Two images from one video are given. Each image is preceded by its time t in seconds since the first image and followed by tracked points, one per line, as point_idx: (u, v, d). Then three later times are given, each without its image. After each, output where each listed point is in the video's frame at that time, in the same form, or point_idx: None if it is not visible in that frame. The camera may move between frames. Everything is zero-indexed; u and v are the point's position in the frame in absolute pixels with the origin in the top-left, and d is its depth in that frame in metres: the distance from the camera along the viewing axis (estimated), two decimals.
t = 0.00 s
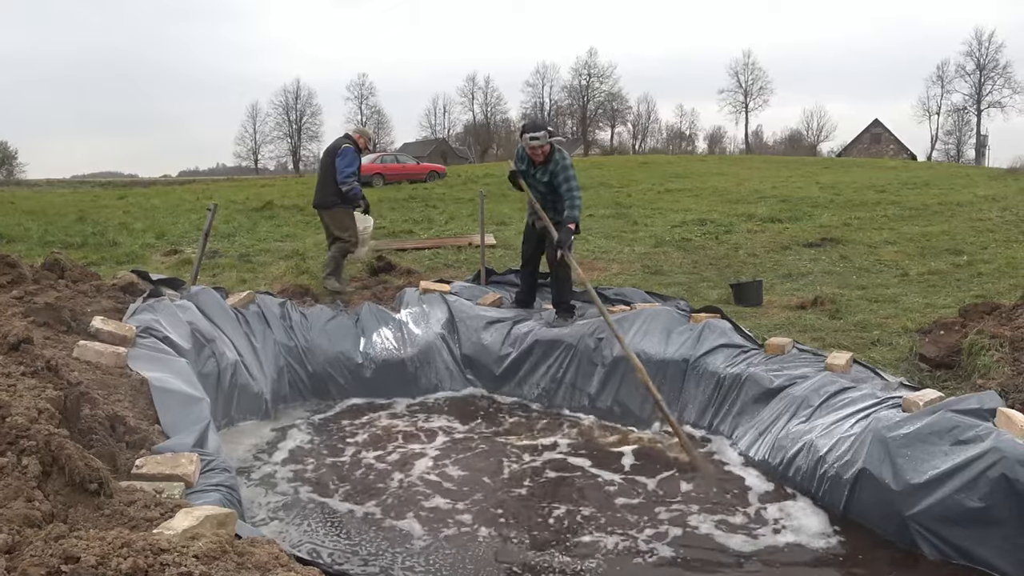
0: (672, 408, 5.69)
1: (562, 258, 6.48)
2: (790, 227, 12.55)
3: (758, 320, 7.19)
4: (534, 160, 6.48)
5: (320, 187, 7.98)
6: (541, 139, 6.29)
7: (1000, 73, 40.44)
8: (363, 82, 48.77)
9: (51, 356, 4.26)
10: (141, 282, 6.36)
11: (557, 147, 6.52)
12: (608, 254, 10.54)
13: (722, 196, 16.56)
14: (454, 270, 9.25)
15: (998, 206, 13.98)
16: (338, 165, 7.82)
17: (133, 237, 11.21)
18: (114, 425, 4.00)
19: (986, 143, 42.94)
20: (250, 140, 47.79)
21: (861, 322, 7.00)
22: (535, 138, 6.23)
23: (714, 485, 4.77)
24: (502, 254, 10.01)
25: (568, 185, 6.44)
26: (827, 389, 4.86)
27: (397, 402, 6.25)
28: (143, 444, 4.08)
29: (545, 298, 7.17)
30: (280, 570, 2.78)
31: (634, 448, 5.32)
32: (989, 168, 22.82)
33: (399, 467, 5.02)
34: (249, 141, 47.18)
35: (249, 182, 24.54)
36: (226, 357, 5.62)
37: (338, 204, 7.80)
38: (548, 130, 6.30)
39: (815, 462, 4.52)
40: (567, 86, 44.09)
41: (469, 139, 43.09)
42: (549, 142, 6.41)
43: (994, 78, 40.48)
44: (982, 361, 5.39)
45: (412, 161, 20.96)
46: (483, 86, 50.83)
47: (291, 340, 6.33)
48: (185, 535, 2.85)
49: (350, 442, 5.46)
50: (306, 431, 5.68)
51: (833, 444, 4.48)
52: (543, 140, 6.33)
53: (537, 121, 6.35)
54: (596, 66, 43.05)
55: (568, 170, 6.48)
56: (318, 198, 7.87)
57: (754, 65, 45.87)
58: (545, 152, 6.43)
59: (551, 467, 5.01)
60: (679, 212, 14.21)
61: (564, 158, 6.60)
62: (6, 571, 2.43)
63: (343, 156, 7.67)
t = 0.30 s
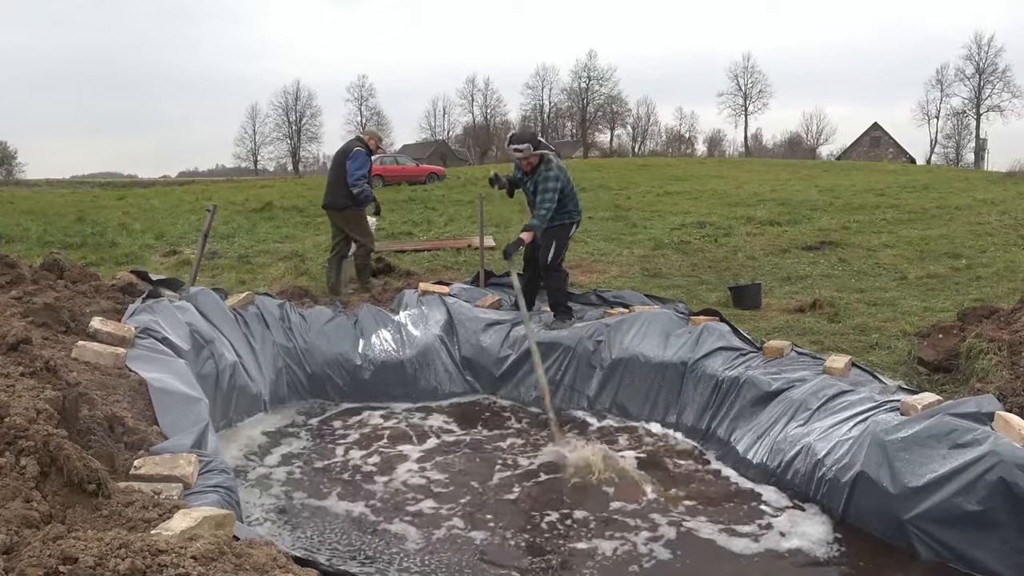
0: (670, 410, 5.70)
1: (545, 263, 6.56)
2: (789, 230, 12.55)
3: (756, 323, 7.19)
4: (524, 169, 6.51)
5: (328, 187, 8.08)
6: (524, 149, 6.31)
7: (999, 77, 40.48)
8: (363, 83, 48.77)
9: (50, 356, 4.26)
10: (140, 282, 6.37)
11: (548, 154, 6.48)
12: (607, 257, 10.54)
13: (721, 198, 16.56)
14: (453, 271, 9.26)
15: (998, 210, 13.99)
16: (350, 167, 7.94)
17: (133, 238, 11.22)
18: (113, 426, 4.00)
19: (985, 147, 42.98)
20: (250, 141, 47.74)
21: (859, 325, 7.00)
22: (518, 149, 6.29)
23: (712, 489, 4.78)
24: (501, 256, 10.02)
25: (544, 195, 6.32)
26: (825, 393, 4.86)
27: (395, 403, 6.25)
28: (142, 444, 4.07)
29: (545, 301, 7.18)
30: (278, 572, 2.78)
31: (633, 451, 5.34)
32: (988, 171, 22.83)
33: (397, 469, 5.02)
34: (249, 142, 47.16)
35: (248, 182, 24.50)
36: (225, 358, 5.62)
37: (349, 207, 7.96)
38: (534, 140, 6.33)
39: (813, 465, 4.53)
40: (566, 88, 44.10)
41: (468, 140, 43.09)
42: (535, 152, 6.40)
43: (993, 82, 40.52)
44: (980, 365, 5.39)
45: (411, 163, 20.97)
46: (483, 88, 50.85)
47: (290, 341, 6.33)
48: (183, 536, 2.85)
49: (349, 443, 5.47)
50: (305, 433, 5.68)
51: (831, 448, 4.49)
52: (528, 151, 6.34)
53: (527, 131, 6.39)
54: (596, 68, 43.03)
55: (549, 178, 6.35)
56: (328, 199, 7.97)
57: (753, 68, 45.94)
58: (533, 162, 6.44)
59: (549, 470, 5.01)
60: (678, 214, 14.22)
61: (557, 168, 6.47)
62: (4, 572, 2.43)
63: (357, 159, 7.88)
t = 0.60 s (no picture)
0: (670, 410, 5.70)
1: (538, 264, 6.58)
2: (788, 230, 12.56)
3: (756, 323, 7.20)
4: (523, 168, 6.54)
5: (343, 187, 8.28)
6: (522, 148, 6.32)
7: (997, 76, 40.49)
8: (361, 85, 48.74)
9: (49, 357, 4.26)
10: (139, 284, 6.37)
11: (547, 155, 6.47)
12: (606, 257, 10.55)
13: (720, 199, 16.56)
14: (453, 272, 9.26)
15: (997, 209, 13.99)
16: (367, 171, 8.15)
17: (132, 240, 11.22)
18: (112, 427, 4.00)
19: (984, 147, 43.00)
20: (248, 143, 47.72)
21: (858, 325, 7.01)
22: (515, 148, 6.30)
23: (712, 488, 4.79)
24: (500, 257, 10.03)
25: (531, 194, 6.36)
26: (825, 392, 4.87)
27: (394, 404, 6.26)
28: (141, 446, 4.07)
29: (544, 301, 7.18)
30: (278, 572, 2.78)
31: (633, 451, 5.34)
32: (987, 171, 22.84)
33: (396, 470, 5.02)
34: (247, 144, 47.13)
35: (247, 185, 24.48)
36: (224, 360, 5.62)
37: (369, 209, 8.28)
38: (533, 140, 6.33)
39: (812, 465, 4.53)
40: (565, 89, 44.10)
41: (467, 141, 43.07)
42: (534, 152, 6.40)
43: (992, 81, 40.53)
44: (979, 364, 5.40)
45: (410, 164, 20.97)
46: (482, 89, 50.84)
47: (289, 342, 6.34)
48: (183, 537, 2.85)
49: (349, 443, 5.47)
50: (304, 433, 5.68)
51: (831, 447, 4.49)
52: (527, 150, 6.33)
53: (529, 130, 6.38)
54: (594, 69, 43.03)
55: (540, 178, 6.38)
56: (347, 202, 8.23)
57: (752, 68, 45.97)
58: (531, 162, 6.44)
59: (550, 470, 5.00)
60: (676, 215, 14.23)
61: (553, 170, 6.46)
62: (5, 573, 2.43)
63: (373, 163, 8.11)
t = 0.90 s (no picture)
0: (666, 410, 5.70)
1: (537, 264, 6.54)
2: (785, 230, 12.59)
3: (752, 323, 7.21)
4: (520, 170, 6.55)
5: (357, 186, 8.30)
6: (520, 150, 6.35)
7: (993, 77, 40.62)
8: (358, 85, 48.72)
9: (45, 357, 4.25)
10: (136, 284, 6.36)
11: (546, 159, 6.48)
12: (603, 258, 10.56)
13: (717, 199, 16.58)
14: (450, 272, 9.27)
15: (992, 210, 14.04)
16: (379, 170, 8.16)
17: (128, 240, 11.20)
18: (108, 427, 3.99)
19: (980, 147, 43.12)
20: (244, 142, 47.66)
21: (854, 325, 7.02)
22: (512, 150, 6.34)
23: (708, 488, 4.79)
24: (497, 257, 10.03)
25: (523, 194, 6.41)
26: (821, 392, 4.88)
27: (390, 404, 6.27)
28: (138, 445, 4.06)
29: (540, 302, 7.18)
30: (275, 571, 2.78)
31: (629, 452, 5.35)
32: (984, 172, 22.90)
33: (393, 470, 5.02)
34: (244, 144, 47.09)
35: (243, 184, 24.44)
36: (221, 360, 5.62)
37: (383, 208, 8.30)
38: (530, 143, 6.35)
39: (808, 464, 4.54)
40: (562, 89, 44.14)
41: (464, 142, 43.08)
42: (532, 155, 6.42)
43: (988, 82, 40.65)
44: (975, 364, 5.41)
45: (407, 164, 20.97)
46: (479, 89, 50.87)
47: (286, 342, 6.34)
48: (179, 536, 2.85)
49: (345, 443, 5.47)
50: (300, 433, 5.68)
51: (826, 447, 4.50)
52: (525, 153, 6.36)
53: (527, 133, 6.42)
54: (591, 69, 43.08)
55: (535, 180, 6.41)
56: (361, 201, 8.21)
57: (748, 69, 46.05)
58: (528, 165, 6.47)
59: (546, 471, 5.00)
60: (673, 215, 14.25)
61: (552, 174, 6.45)
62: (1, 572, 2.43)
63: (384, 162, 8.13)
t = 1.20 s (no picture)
0: (664, 410, 5.71)
1: (546, 262, 6.52)
2: (783, 230, 12.60)
3: (751, 324, 7.22)
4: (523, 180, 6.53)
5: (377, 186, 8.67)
6: (525, 163, 6.31)
7: (992, 78, 40.66)
8: (358, 83, 48.69)
9: (43, 355, 4.25)
10: (135, 282, 6.36)
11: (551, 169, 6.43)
12: (602, 257, 10.57)
13: (716, 199, 16.59)
14: (449, 271, 9.27)
15: (990, 211, 14.07)
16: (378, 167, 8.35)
17: (127, 238, 11.19)
18: (107, 425, 3.98)
19: (979, 148, 43.16)
20: (243, 141, 47.61)
21: (853, 326, 7.03)
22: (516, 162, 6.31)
23: (706, 489, 4.80)
24: (496, 256, 10.04)
25: (526, 205, 6.39)
26: (819, 392, 4.89)
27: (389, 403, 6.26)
28: (136, 444, 4.06)
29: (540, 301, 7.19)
30: (273, 569, 2.78)
31: (627, 451, 5.35)
32: (982, 172, 22.92)
33: (390, 468, 5.02)
34: (243, 143, 47.06)
35: (243, 182, 24.43)
36: (220, 358, 5.62)
37: (385, 207, 8.36)
38: (535, 155, 6.29)
39: (806, 465, 4.56)
40: (561, 89, 44.14)
41: (463, 141, 43.08)
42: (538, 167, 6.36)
43: (986, 83, 40.70)
44: (972, 365, 5.43)
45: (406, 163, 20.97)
46: (478, 88, 50.87)
47: (284, 341, 6.34)
48: (178, 534, 2.86)
49: (343, 441, 5.47)
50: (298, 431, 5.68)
51: (824, 447, 4.51)
52: (529, 165, 6.32)
53: (532, 144, 6.36)
54: (591, 69, 43.10)
55: (538, 190, 6.39)
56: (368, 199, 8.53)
57: (747, 69, 46.07)
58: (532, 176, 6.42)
59: (544, 471, 5.00)
60: (672, 215, 14.26)
61: (555, 184, 6.42)
62: None
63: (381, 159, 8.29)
